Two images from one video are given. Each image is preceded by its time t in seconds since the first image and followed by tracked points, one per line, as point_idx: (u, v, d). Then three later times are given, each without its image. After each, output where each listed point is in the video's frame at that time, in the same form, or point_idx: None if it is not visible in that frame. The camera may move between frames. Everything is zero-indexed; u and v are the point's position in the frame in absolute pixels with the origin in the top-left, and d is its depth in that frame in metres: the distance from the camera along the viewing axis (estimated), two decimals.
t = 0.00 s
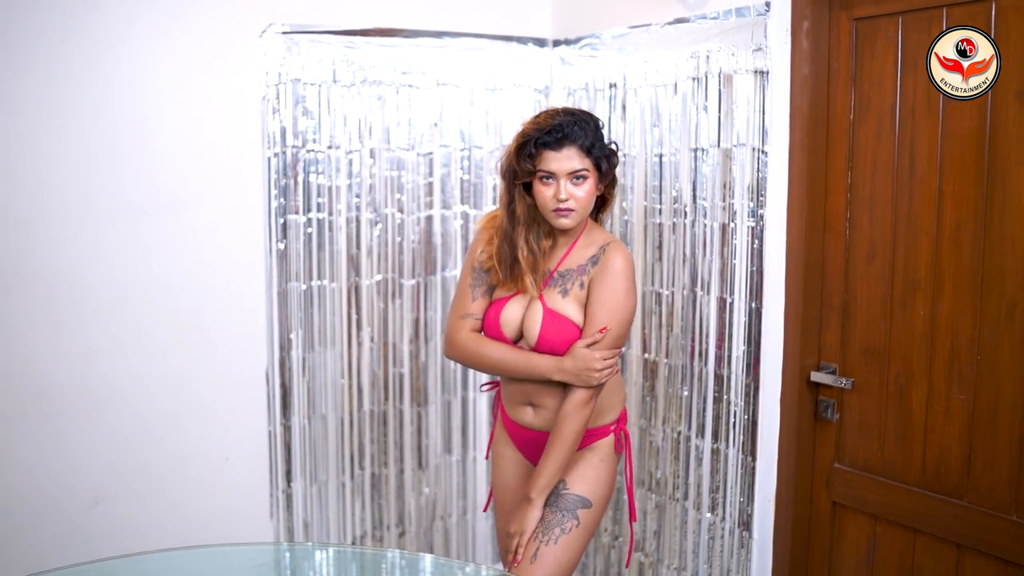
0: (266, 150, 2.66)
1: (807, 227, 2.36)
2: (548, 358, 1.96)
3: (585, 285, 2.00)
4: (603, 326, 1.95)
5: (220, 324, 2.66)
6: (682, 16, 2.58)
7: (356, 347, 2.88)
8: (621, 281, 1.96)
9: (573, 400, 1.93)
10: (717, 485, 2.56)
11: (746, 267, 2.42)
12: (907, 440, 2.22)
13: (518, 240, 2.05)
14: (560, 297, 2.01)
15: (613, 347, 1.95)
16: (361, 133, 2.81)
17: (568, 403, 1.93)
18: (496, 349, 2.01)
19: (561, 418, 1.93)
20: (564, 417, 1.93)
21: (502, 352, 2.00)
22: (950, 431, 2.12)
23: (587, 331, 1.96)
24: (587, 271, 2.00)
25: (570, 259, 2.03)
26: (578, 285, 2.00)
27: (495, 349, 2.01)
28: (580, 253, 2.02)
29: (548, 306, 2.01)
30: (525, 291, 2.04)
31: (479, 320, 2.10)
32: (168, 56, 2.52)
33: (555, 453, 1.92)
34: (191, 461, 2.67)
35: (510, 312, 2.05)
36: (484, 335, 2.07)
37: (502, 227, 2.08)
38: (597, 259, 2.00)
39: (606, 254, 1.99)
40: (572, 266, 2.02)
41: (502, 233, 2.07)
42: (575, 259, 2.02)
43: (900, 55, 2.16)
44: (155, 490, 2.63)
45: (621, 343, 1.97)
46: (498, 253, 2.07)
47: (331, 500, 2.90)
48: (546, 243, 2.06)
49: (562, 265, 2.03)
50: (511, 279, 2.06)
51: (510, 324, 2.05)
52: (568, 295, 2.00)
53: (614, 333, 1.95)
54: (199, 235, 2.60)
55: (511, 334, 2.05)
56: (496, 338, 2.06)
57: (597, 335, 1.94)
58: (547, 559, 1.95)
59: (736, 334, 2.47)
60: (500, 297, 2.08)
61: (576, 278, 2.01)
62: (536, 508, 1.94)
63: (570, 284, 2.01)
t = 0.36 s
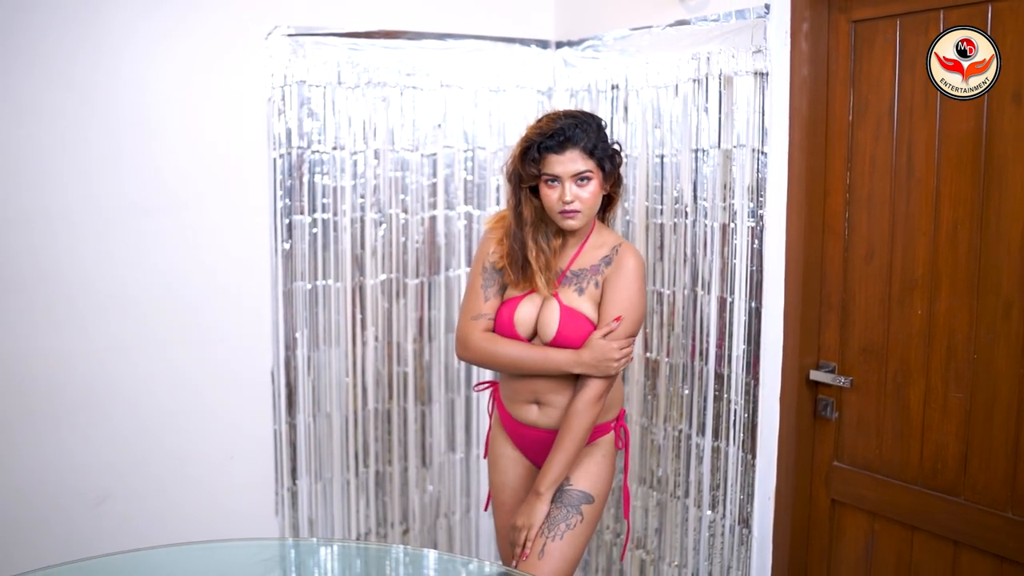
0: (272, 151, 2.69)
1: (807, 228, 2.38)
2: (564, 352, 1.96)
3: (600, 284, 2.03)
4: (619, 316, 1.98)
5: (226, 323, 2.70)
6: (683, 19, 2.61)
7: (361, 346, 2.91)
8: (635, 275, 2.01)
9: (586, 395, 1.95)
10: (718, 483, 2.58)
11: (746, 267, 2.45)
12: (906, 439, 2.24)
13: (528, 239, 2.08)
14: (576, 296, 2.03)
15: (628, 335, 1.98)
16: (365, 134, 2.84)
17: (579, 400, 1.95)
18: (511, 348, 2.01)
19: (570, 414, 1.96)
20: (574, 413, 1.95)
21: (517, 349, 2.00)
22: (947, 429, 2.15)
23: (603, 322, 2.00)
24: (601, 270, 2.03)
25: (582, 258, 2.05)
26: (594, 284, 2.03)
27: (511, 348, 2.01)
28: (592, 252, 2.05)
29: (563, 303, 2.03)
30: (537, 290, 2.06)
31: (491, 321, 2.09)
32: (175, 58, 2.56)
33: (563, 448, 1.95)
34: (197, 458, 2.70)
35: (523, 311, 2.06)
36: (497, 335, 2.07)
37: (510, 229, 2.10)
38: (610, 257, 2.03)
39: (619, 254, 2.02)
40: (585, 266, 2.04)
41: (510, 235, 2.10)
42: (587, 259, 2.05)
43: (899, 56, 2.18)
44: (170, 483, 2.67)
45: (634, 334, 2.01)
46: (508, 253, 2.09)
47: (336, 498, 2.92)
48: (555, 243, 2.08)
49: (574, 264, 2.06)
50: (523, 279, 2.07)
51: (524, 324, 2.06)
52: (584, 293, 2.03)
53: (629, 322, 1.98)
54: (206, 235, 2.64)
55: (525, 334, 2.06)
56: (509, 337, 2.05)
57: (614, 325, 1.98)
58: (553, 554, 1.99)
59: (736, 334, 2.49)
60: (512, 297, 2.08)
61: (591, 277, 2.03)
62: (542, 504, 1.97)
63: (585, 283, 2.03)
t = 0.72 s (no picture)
0: (277, 152, 2.72)
1: (807, 227, 2.40)
2: (581, 348, 1.99)
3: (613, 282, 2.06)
4: (633, 309, 2.02)
5: (232, 322, 2.72)
6: (685, 21, 2.63)
7: (365, 345, 2.93)
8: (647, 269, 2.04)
9: (600, 390, 1.98)
10: (719, 481, 2.61)
11: (747, 266, 2.47)
12: (905, 437, 2.26)
13: (536, 238, 2.09)
14: (591, 294, 2.05)
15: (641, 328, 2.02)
16: (370, 135, 2.87)
17: (593, 394, 1.99)
18: (528, 347, 2.02)
19: (583, 409, 1.99)
20: (587, 408, 1.99)
21: (534, 348, 2.02)
22: (945, 428, 2.17)
23: (616, 318, 2.03)
24: (613, 268, 2.06)
25: (592, 257, 2.08)
26: (608, 282, 2.06)
27: (529, 348, 2.02)
28: (601, 250, 2.07)
29: (578, 301, 2.05)
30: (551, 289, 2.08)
31: (504, 322, 2.11)
32: (182, 60, 2.58)
33: (577, 442, 1.98)
34: (203, 456, 2.73)
35: (538, 310, 2.08)
36: (511, 335, 2.08)
37: (516, 228, 2.11)
38: (621, 253, 2.06)
39: (629, 252, 2.05)
40: (596, 265, 2.07)
41: (517, 236, 2.11)
42: (598, 257, 2.07)
43: (899, 57, 2.20)
44: (175, 480, 2.70)
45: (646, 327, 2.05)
46: (518, 254, 2.10)
47: (340, 495, 2.95)
48: (561, 242, 2.11)
49: (585, 263, 2.08)
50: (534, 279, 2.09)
51: (539, 324, 2.07)
52: (598, 291, 2.05)
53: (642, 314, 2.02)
54: (211, 236, 2.66)
55: (540, 333, 2.08)
56: (524, 337, 2.07)
57: (628, 318, 2.01)
58: (563, 549, 2.02)
59: (737, 333, 2.51)
60: (524, 298, 2.10)
61: (604, 275, 2.06)
62: (557, 496, 2.00)
63: (598, 280, 2.06)
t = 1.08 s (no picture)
0: (286, 150, 2.75)
1: (811, 225, 2.42)
2: (599, 340, 2.02)
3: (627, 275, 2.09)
4: (647, 299, 2.06)
5: (240, 319, 2.75)
6: (690, 21, 2.65)
7: (372, 342, 2.96)
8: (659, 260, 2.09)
9: (617, 382, 2.02)
10: (723, 478, 2.62)
11: (750, 264, 2.49)
12: (907, 433, 2.28)
13: (544, 233, 2.12)
14: (608, 288, 2.08)
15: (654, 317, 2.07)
16: (378, 134, 2.90)
17: (609, 386, 2.02)
18: (551, 343, 2.03)
19: (600, 401, 2.02)
20: (604, 400, 2.02)
21: (555, 343, 2.03)
22: (948, 424, 2.18)
23: (631, 309, 2.07)
24: (625, 262, 2.09)
25: (603, 251, 2.10)
26: (622, 276, 2.09)
27: (552, 344, 2.03)
28: (612, 245, 2.10)
29: (595, 296, 2.07)
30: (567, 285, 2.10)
31: (521, 319, 2.12)
32: (192, 60, 2.61)
33: (594, 432, 2.02)
34: (211, 452, 2.76)
35: (555, 305, 2.10)
36: (530, 332, 2.09)
37: (526, 224, 2.14)
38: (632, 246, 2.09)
39: (640, 245, 2.08)
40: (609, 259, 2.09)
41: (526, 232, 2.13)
42: (610, 251, 2.10)
43: (902, 57, 2.22)
44: (183, 476, 2.73)
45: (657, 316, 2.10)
46: (527, 249, 2.12)
47: (348, 491, 2.98)
48: (570, 235, 2.14)
49: (597, 257, 2.10)
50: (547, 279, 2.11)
51: (557, 320, 2.09)
52: (614, 284, 2.08)
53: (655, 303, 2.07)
54: (214, 236, 2.69)
55: (558, 329, 2.10)
56: (544, 334, 2.08)
57: (642, 308, 2.06)
58: (579, 539, 2.06)
59: (741, 330, 2.53)
60: (539, 296, 2.12)
61: (618, 269, 2.09)
62: (575, 485, 2.04)
63: (612, 275, 2.08)
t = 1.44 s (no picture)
0: (297, 148, 2.78)
1: (817, 222, 2.43)
2: (617, 334, 2.04)
3: (641, 267, 2.12)
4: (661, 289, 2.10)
5: (250, 315, 2.79)
6: (697, 20, 2.67)
7: (382, 338, 2.99)
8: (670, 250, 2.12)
9: (634, 373, 2.06)
10: (730, 473, 2.65)
11: (757, 261, 2.51)
12: (912, 429, 2.30)
13: (554, 228, 2.13)
14: (623, 282, 2.11)
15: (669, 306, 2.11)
16: (387, 132, 2.93)
17: (627, 377, 2.07)
18: (572, 339, 2.06)
19: (617, 391, 2.07)
20: (621, 391, 2.07)
21: (576, 340, 2.05)
22: (952, 419, 2.20)
23: (647, 300, 2.11)
24: (638, 254, 2.12)
25: (616, 244, 2.12)
26: (636, 268, 2.12)
27: (574, 340, 2.06)
28: (625, 237, 2.13)
29: (612, 289, 2.10)
30: (583, 280, 2.12)
31: (539, 317, 2.14)
32: (205, 59, 2.65)
33: (612, 421, 2.06)
34: (222, 446, 2.79)
35: (573, 301, 2.12)
36: (550, 330, 2.11)
37: (536, 220, 2.16)
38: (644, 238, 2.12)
39: (651, 237, 2.12)
40: (622, 253, 2.12)
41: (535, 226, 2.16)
42: (622, 244, 2.12)
43: (906, 55, 2.24)
44: (194, 471, 2.76)
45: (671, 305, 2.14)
46: (537, 244, 2.14)
47: (357, 486, 3.01)
48: (579, 230, 2.15)
49: (610, 251, 2.12)
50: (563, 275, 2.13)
51: (576, 315, 2.12)
52: (630, 277, 2.11)
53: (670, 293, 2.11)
54: (211, 232, 2.70)
55: (577, 325, 2.13)
56: (564, 331, 2.11)
57: (657, 298, 2.09)
58: (596, 530, 2.10)
59: (748, 326, 2.56)
60: (556, 292, 2.14)
61: (631, 262, 2.11)
62: (592, 474, 2.08)
63: (626, 268, 2.11)
